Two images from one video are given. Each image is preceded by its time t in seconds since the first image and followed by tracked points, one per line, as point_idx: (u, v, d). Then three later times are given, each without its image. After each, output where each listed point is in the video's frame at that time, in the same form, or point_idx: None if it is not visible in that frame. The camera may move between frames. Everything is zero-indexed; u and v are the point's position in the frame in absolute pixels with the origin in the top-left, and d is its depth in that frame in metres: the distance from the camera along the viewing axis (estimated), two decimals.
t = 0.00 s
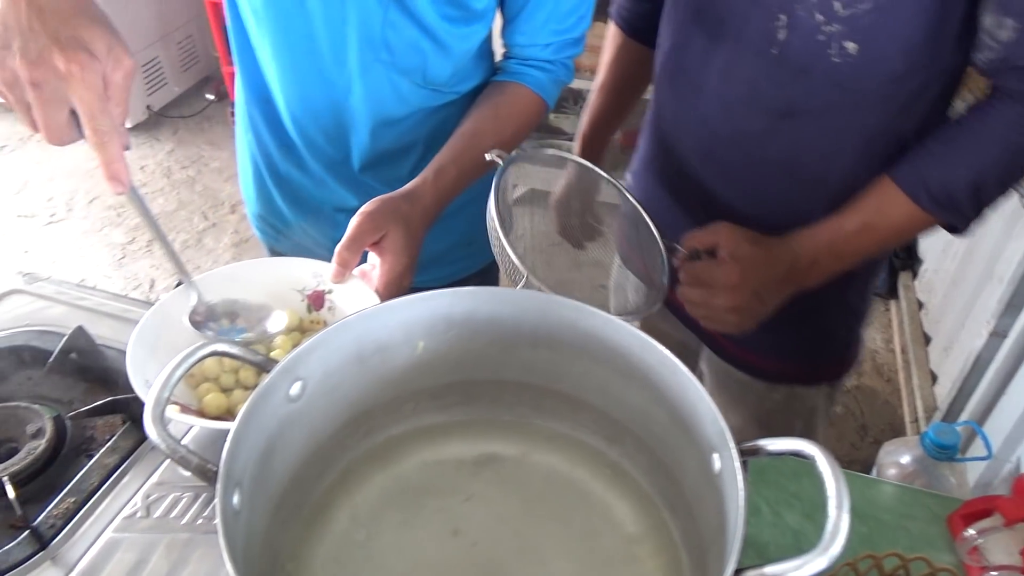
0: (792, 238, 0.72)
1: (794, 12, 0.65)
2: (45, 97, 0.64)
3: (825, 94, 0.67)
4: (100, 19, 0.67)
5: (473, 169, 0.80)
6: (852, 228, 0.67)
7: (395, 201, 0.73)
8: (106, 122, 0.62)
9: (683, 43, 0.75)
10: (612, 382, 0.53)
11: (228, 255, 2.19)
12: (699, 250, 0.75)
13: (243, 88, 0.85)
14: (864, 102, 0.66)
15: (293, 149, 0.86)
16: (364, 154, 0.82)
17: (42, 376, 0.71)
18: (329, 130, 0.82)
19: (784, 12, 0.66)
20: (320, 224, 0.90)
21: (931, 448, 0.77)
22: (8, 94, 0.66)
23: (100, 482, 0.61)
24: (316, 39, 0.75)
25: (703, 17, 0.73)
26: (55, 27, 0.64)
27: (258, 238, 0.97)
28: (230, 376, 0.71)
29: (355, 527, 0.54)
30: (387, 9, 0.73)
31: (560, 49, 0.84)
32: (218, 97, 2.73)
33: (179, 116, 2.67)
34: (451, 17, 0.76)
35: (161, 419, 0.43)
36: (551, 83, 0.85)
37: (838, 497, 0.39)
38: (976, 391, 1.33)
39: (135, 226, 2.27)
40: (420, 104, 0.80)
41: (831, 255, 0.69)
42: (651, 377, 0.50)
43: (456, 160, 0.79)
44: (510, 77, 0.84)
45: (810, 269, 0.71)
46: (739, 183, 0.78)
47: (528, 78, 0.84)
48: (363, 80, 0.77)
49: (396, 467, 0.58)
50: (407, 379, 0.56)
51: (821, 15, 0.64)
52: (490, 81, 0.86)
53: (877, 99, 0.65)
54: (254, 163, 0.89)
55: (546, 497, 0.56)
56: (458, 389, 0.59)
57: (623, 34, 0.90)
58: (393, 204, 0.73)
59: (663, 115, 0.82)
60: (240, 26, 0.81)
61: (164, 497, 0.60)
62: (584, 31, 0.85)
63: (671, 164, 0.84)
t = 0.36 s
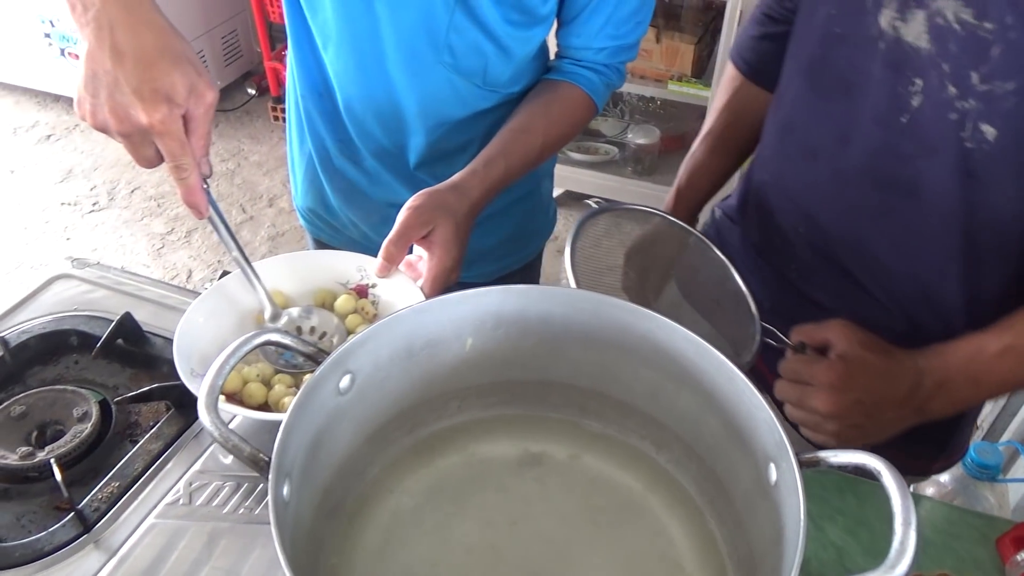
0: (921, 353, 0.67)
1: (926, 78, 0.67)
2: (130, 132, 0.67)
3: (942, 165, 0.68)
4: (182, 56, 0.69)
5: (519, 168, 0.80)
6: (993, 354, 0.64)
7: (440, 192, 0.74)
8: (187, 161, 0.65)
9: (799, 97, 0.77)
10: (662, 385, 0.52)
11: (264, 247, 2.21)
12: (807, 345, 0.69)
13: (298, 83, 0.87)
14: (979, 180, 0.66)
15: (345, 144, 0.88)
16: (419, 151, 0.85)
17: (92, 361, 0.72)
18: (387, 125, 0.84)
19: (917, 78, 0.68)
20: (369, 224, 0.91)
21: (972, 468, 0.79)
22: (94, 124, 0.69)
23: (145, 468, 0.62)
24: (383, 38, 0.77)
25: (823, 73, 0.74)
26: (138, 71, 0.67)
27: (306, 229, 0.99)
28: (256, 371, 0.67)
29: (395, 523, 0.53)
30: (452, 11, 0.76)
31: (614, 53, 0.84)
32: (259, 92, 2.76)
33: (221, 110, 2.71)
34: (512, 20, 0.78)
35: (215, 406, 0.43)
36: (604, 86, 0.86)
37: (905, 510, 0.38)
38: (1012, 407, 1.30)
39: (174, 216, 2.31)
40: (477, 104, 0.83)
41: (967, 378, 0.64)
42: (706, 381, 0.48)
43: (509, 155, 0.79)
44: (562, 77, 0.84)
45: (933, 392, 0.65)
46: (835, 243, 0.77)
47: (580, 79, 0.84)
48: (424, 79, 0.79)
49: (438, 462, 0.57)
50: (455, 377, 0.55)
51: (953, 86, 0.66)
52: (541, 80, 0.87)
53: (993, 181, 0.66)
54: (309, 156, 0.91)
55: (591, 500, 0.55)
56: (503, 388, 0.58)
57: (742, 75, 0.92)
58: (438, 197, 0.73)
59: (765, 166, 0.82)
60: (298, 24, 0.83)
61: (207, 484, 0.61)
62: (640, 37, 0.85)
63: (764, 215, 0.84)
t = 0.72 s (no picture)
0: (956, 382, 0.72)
1: (977, 118, 0.68)
2: (214, 133, 0.67)
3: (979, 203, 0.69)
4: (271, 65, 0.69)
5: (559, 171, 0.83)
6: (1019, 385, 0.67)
7: (478, 192, 0.76)
8: (259, 164, 0.68)
9: (854, 119, 0.79)
10: (694, 381, 0.54)
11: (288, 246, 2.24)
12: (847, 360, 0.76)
13: (331, 90, 0.88)
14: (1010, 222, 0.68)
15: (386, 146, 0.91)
16: (456, 155, 0.88)
17: (138, 346, 0.75)
18: (426, 130, 0.87)
19: (970, 118, 0.69)
20: (404, 221, 0.95)
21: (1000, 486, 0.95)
22: (164, 117, 0.67)
23: (191, 448, 0.64)
24: (429, 47, 0.80)
25: (879, 98, 0.77)
26: (234, 79, 0.67)
27: (338, 228, 1.02)
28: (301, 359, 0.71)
29: (432, 507, 0.55)
30: (498, 22, 0.78)
31: (652, 63, 0.87)
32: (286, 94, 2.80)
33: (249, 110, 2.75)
34: (554, 31, 0.81)
35: (274, 386, 0.45)
36: (639, 95, 0.89)
37: (933, 503, 0.39)
38: None
39: (202, 213, 2.35)
40: (514, 111, 0.86)
41: (993, 408, 0.68)
42: (738, 377, 0.50)
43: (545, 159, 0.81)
44: (599, 84, 0.87)
45: (957, 413, 0.71)
46: (871, 261, 0.81)
47: (616, 86, 0.87)
48: (466, 87, 0.82)
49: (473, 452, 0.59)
50: (496, 369, 0.58)
51: (1003, 132, 0.66)
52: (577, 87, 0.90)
53: None
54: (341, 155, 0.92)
55: (622, 491, 0.57)
56: (539, 382, 0.60)
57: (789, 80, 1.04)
58: (475, 196, 0.75)
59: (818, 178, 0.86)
60: (341, 28, 0.85)
61: (250, 466, 0.63)
62: (678, 48, 0.87)
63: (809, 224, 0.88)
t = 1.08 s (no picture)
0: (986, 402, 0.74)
1: (983, 117, 0.72)
2: (234, 175, 0.74)
3: (983, 197, 0.73)
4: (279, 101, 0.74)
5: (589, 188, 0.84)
6: None
7: (519, 211, 0.77)
8: (290, 198, 0.74)
9: (867, 119, 0.84)
10: (748, 401, 0.57)
11: (298, 258, 2.25)
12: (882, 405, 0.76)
13: (369, 111, 0.90)
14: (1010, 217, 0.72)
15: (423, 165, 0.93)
16: (492, 175, 0.89)
17: (188, 364, 0.76)
18: (462, 149, 0.88)
19: (978, 116, 0.73)
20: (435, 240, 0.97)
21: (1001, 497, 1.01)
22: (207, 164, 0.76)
23: (250, 466, 0.66)
24: (469, 67, 0.82)
25: (890, 100, 0.81)
26: (235, 122, 0.72)
27: (366, 248, 1.04)
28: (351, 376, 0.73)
29: (496, 523, 0.57)
30: (536, 43, 0.81)
31: (682, 84, 0.89)
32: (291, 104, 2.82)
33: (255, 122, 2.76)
34: (591, 52, 0.83)
35: (363, 410, 0.47)
36: (668, 114, 0.90)
37: (995, 519, 0.41)
38: None
39: (210, 225, 2.36)
40: (549, 131, 0.88)
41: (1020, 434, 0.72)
42: (793, 396, 0.52)
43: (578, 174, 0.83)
44: (630, 103, 0.89)
45: (992, 444, 0.73)
46: (879, 259, 0.84)
47: (647, 105, 0.88)
48: (505, 107, 0.84)
49: (530, 469, 0.61)
50: (554, 388, 0.60)
51: (1010, 128, 0.70)
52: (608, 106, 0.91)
53: None
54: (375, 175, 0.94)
55: (676, 504, 0.59)
56: (593, 400, 0.62)
57: (801, 93, 1.07)
58: (515, 216, 0.77)
59: (831, 178, 0.90)
60: (379, 49, 0.87)
61: (309, 483, 0.65)
62: (707, 68, 0.89)
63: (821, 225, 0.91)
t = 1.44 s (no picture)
0: None
1: (997, 70, 0.68)
2: (266, 196, 0.67)
3: (999, 158, 0.69)
4: (319, 118, 0.67)
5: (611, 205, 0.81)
6: None
7: (553, 236, 0.74)
8: (318, 227, 0.67)
9: (874, 87, 0.79)
10: (845, 422, 0.54)
11: (256, 288, 2.15)
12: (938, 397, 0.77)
13: (372, 135, 0.86)
14: None
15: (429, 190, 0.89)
16: (507, 198, 0.86)
17: (212, 435, 0.70)
18: (472, 169, 0.84)
19: (992, 70, 0.69)
20: (444, 269, 0.92)
21: None
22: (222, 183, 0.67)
23: (308, 545, 0.60)
24: (477, 83, 0.77)
25: (900, 64, 0.77)
26: (279, 134, 0.65)
27: (366, 280, 0.99)
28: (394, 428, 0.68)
29: None
30: (548, 53, 0.76)
31: (693, 87, 0.87)
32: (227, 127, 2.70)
33: (191, 150, 2.63)
34: (603, 60, 0.78)
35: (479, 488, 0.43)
36: (681, 118, 0.88)
37: None
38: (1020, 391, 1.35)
39: (157, 261, 2.23)
40: (563, 146, 0.83)
41: None
42: (899, 415, 0.50)
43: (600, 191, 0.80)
44: (643, 111, 0.87)
45: None
46: (888, 232, 0.80)
47: (662, 112, 0.87)
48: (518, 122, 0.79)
49: (618, 515, 0.57)
50: (639, 428, 0.56)
51: None
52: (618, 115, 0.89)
53: None
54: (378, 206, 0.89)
55: (775, 534, 0.56)
56: (675, 434, 0.59)
57: (791, 74, 1.05)
58: (551, 241, 0.74)
59: (833, 151, 0.86)
60: (380, 71, 0.82)
61: (377, 555, 0.59)
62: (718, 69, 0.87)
63: (824, 202, 0.87)
